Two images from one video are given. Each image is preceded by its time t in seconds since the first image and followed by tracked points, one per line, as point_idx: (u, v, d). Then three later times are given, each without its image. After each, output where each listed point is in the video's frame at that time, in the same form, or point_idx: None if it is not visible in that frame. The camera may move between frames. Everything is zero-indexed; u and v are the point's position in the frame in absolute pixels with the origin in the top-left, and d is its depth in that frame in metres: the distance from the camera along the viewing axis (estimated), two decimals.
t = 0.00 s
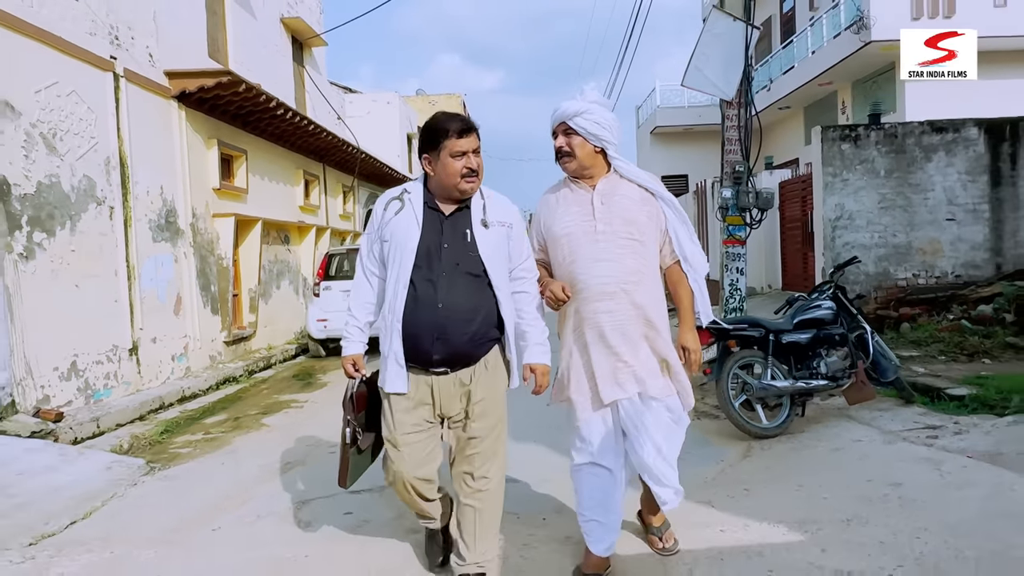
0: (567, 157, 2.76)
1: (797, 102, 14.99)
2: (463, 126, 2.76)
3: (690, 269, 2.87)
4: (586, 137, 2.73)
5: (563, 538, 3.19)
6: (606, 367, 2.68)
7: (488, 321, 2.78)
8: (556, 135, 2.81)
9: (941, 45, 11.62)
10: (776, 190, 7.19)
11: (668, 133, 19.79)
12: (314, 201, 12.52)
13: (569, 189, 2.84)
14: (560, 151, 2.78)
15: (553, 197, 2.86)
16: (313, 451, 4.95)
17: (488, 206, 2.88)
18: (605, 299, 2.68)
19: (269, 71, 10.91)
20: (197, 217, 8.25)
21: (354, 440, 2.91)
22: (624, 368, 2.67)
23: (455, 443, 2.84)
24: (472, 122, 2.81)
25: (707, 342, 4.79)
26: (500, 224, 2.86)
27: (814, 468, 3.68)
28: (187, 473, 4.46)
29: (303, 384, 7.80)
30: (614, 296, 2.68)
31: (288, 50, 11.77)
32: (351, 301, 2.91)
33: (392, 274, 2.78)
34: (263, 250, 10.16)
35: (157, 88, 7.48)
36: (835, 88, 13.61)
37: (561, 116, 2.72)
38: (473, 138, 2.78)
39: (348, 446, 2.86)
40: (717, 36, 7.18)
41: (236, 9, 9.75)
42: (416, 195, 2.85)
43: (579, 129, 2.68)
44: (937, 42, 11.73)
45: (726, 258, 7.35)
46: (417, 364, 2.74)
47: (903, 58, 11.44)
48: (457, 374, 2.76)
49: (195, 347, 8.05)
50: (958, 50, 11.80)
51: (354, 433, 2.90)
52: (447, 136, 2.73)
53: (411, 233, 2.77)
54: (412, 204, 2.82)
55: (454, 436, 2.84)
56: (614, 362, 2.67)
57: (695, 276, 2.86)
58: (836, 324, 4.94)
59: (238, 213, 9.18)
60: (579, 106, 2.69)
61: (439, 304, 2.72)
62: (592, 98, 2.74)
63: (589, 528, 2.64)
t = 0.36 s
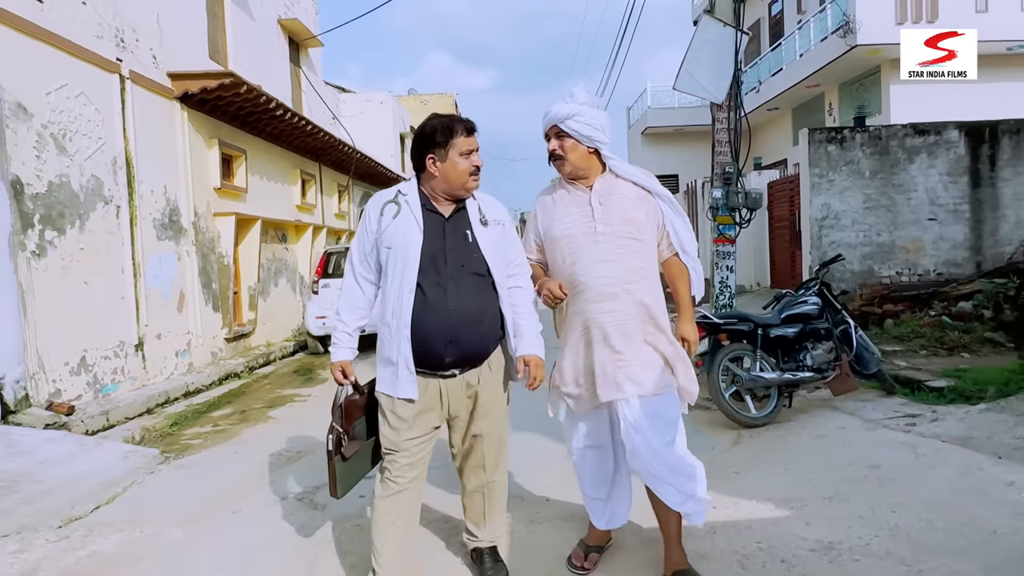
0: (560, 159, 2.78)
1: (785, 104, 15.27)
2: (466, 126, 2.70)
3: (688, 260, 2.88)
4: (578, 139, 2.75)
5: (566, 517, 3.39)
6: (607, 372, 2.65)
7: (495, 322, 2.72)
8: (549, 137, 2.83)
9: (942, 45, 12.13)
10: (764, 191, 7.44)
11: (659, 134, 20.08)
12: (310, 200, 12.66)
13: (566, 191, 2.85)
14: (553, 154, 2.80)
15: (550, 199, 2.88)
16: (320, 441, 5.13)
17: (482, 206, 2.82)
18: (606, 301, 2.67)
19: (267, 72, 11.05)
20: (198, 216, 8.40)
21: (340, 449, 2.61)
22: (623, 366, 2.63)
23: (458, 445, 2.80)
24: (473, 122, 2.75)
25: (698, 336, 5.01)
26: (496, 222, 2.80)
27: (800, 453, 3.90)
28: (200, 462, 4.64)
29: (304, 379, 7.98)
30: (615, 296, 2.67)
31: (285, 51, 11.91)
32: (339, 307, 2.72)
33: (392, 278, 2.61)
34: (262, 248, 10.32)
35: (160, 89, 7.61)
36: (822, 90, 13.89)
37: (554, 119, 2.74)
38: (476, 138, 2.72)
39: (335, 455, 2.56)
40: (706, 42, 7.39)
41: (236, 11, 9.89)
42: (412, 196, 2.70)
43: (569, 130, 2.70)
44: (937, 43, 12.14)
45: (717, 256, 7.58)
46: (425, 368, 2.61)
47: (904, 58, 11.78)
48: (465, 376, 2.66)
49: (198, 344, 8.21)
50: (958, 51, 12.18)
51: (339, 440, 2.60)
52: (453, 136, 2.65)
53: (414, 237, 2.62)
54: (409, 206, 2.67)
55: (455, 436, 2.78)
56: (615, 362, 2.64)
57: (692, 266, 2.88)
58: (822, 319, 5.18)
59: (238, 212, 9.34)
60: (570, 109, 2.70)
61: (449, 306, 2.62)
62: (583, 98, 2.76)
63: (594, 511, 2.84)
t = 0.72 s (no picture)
0: (600, 149, 2.72)
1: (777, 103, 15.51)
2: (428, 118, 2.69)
3: (718, 269, 2.71)
4: (621, 129, 2.69)
5: (563, 495, 3.59)
6: (613, 368, 2.63)
7: (469, 321, 2.72)
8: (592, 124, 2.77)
9: (942, 45, 12.42)
10: (754, 188, 7.66)
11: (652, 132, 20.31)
12: (308, 196, 12.81)
13: (600, 182, 2.80)
14: (593, 142, 2.74)
15: (581, 189, 2.83)
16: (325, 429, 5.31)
17: (451, 203, 2.82)
18: (620, 295, 2.63)
19: (266, 71, 11.21)
20: (201, 212, 8.56)
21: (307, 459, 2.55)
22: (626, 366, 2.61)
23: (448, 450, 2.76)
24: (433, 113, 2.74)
25: (689, 327, 5.22)
26: (465, 219, 2.82)
27: (785, 437, 4.11)
28: (211, 449, 4.82)
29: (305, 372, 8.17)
30: (626, 291, 2.62)
31: (284, 49, 12.07)
32: (304, 310, 2.63)
33: (364, 277, 2.56)
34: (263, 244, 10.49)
35: (164, 87, 7.76)
36: (812, 89, 14.14)
37: (601, 106, 2.68)
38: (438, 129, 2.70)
39: (296, 466, 2.48)
40: (699, 42, 7.60)
41: (237, 10, 10.04)
42: (379, 193, 2.66)
43: (614, 119, 2.65)
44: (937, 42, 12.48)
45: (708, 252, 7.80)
46: (402, 371, 2.58)
47: (904, 59, 12.03)
48: (443, 376, 2.64)
49: (201, 337, 8.38)
50: (958, 51, 12.44)
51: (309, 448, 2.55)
52: (418, 128, 2.64)
53: (386, 233, 2.59)
54: (377, 202, 2.63)
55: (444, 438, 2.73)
56: (619, 358, 2.62)
57: (723, 277, 2.71)
58: (807, 311, 5.40)
59: (239, 208, 9.51)
60: (616, 98, 2.65)
61: (426, 305, 2.62)
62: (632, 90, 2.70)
63: (587, 485, 2.90)
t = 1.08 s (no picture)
0: (625, 158, 2.69)
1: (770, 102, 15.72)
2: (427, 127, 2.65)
3: (711, 275, 2.69)
4: (642, 140, 2.73)
5: (556, 481, 3.81)
6: (604, 369, 2.65)
7: (462, 336, 2.67)
8: (611, 134, 2.69)
9: (942, 45, 12.56)
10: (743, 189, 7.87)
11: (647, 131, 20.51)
12: (308, 195, 12.99)
13: (600, 186, 2.77)
14: (619, 152, 2.67)
15: (574, 190, 2.82)
16: (328, 422, 5.53)
17: (452, 213, 2.78)
18: (612, 301, 2.65)
19: (266, 71, 11.39)
20: (204, 212, 8.74)
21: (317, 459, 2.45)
22: (620, 373, 2.64)
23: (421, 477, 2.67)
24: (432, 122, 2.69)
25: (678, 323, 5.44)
26: (466, 230, 2.78)
27: (766, 427, 4.33)
28: (219, 441, 5.03)
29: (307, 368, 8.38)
30: (619, 297, 2.64)
31: (283, 50, 12.25)
32: (295, 316, 2.62)
33: (359, 286, 2.56)
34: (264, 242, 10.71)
35: (168, 89, 7.94)
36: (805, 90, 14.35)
37: (629, 114, 2.66)
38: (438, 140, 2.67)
39: (308, 463, 2.38)
40: (690, 47, 7.81)
41: (238, 12, 10.21)
42: (377, 203, 2.65)
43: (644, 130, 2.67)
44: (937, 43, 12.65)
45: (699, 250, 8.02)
46: (389, 382, 2.55)
47: (904, 59, 12.20)
48: (432, 391, 2.59)
49: (205, 334, 8.58)
50: (958, 51, 12.56)
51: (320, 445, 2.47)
52: (415, 138, 2.61)
53: (383, 245, 2.57)
54: (375, 213, 2.62)
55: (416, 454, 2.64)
56: (611, 363, 2.65)
57: (717, 285, 2.70)
58: (792, 308, 5.62)
59: (241, 207, 9.71)
60: (644, 110, 2.67)
61: (416, 316, 2.56)
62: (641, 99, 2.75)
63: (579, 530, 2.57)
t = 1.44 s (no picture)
0: (581, 158, 2.84)
1: (766, 101, 15.91)
2: (432, 124, 2.64)
3: (671, 263, 3.00)
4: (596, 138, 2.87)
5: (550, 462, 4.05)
6: (595, 364, 2.74)
7: (460, 325, 2.73)
8: (566, 136, 2.83)
9: (942, 46, 12.59)
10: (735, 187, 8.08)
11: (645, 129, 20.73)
12: (310, 192, 13.21)
13: (562, 185, 2.91)
14: (579, 151, 2.82)
15: (543, 193, 2.91)
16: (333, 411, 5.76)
17: (463, 206, 2.80)
18: (601, 298, 2.75)
19: (269, 71, 11.60)
20: (210, 209, 8.96)
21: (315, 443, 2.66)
22: (613, 368, 2.74)
23: (421, 454, 2.78)
24: (443, 116, 2.70)
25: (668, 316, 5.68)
26: (475, 224, 2.79)
27: (750, 414, 4.57)
28: (229, 428, 5.27)
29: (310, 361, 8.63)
30: (607, 294, 2.76)
31: (286, 50, 12.46)
32: (309, 295, 2.74)
33: (361, 268, 2.65)
34: (268, 239, 10.94)
35: (175, 90, 8.15)
36: (800, 89, 14.53)
37: (583, 116, 2.79)
38: (441, 137, 2.66)
39: (308, 452, 2.57)
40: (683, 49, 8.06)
41: (242, 13, 10.42)
42: (388, 188, 2.74)
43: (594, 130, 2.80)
44: (937, 42, 12.72)
45: (692, 247, 8.23)
46: (383, 366, 2.64)
47: (904, 59, 12.39)
48: (427, 378, 2.68)
49: (211, 328, 8.82)
50: (958, 51, 12.55)
51: (316, 433, 2.67)
52: (413, 135, 2.63)
53: (384, 228, 2.65)
54: (385, 197, 2.71)
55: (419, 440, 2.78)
56: (603, 359, 2.75)
57: (674, 270, 3.00)
58: (779, 302, 5.84)
59: (245, 205, 9.94)
60: (598, 109, 2.80)
61: (411, 304, 2.64)
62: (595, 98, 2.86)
63: (569, 524, 2.62)
